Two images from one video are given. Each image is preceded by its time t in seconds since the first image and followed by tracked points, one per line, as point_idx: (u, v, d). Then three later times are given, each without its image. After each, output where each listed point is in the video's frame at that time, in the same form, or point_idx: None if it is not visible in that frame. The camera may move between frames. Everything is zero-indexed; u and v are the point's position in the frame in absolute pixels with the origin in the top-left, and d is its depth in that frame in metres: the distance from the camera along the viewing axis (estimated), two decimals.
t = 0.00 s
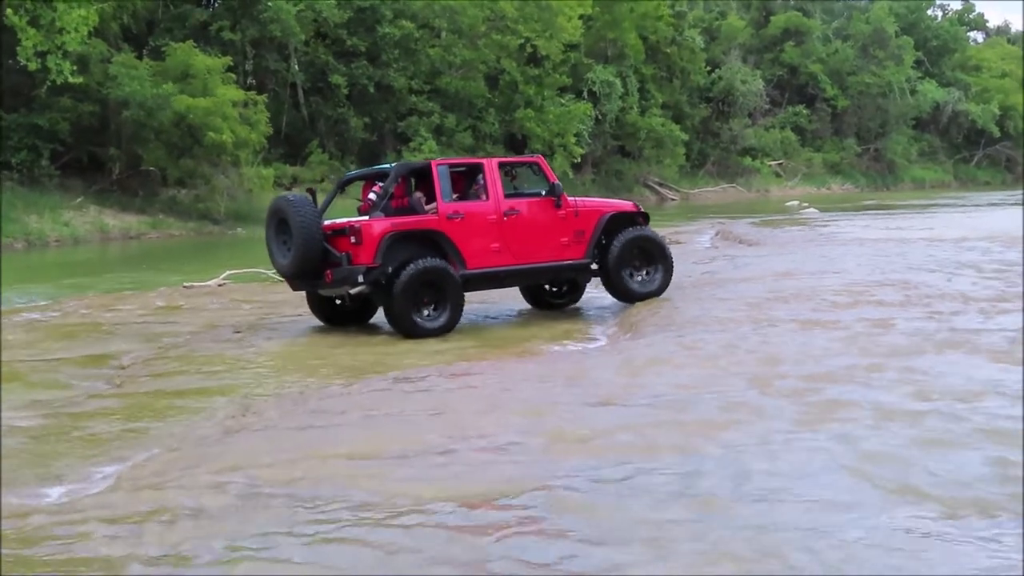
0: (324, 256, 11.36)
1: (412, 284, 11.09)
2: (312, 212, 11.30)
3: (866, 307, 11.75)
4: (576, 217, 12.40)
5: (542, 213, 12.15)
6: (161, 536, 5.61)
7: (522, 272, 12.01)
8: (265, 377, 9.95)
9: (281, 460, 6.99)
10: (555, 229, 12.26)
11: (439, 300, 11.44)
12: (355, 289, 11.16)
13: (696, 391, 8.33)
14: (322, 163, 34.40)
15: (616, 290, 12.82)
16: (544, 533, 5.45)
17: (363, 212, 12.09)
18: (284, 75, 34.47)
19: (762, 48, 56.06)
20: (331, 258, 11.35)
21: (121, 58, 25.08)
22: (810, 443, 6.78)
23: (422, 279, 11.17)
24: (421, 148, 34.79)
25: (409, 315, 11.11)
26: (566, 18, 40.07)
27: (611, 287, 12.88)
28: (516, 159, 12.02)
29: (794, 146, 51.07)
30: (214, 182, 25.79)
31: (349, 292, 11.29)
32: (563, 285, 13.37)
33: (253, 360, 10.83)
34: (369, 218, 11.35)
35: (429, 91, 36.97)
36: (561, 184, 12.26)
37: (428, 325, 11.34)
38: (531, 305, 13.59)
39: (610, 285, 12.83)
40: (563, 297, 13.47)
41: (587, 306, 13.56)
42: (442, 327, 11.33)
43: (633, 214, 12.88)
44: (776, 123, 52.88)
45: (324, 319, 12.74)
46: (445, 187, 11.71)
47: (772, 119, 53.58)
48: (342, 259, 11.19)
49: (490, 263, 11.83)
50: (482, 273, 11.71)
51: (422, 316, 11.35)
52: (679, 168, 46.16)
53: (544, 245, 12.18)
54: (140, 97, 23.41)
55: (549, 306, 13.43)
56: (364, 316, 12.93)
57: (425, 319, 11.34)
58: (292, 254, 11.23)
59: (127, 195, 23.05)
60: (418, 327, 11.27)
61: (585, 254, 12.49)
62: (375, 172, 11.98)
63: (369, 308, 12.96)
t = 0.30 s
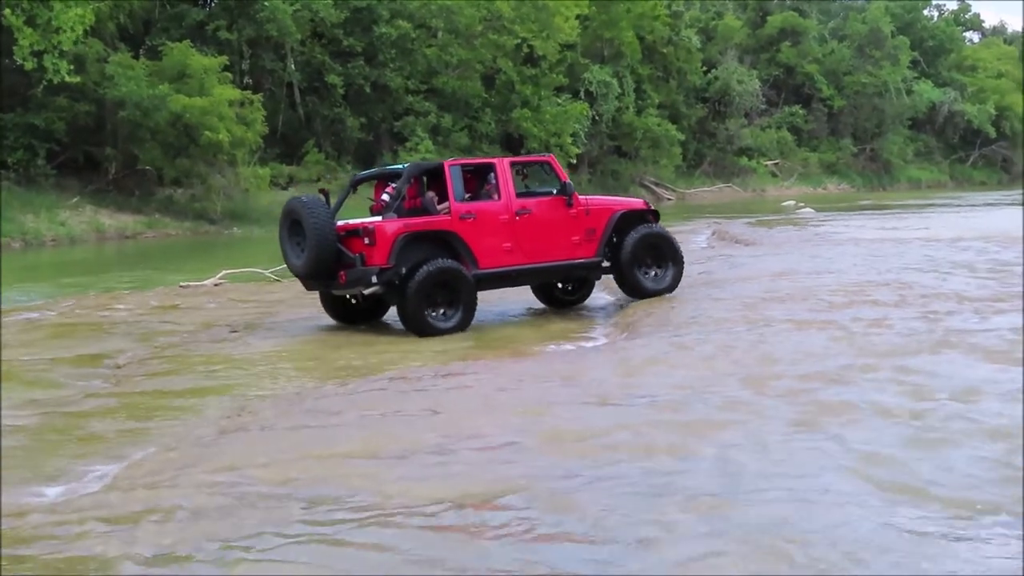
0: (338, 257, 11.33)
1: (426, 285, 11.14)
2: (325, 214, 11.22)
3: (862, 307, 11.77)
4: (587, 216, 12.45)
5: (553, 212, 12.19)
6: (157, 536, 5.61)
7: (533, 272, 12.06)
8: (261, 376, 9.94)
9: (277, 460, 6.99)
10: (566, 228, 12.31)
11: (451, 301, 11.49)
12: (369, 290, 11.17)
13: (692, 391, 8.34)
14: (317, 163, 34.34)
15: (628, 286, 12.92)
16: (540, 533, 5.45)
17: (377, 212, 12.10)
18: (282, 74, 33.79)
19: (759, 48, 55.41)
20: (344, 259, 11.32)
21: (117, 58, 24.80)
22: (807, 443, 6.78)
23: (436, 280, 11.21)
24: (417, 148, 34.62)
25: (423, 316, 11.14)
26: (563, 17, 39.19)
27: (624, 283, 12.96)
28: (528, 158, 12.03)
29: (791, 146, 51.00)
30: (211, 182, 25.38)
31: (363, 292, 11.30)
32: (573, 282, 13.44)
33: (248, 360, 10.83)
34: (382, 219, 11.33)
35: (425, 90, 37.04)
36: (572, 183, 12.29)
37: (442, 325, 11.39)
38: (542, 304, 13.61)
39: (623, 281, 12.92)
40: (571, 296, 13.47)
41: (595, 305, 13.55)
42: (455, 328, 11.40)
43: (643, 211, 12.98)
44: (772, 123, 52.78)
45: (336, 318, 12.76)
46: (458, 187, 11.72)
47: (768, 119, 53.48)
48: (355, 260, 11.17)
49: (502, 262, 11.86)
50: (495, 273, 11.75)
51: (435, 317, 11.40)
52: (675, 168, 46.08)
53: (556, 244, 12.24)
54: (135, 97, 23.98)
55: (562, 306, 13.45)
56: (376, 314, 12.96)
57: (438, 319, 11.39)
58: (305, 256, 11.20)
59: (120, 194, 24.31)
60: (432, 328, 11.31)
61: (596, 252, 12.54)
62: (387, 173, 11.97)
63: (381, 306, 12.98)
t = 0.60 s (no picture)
0: (352, 274, 11.29)
1: (440, 302, 11.13)
2: (338, 232, 11.19)
3: (850, 322, 11.78)
4: (598, 230, 12.46)
5: (564, 226, 12.20)
6: (146, 553, 5.54)
7: (545, 286, 12.08)
8: (249, 391, 9.89)
9: (266, 476, 6.92)
10: (576, 242, 12.32)
11: (464, 317, 11.46)
12: (382, 307, 11.14)
13: (683, 406, 8.32)
14: (306, 176, 34.29)
15: (638, 297, 12.95)
16: (530, 550, 5.40)
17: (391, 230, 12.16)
18: (270, 88, 34.34)
19: (748, 62, 55.59)
20: (357, 276, 11.28)
21: (107, 72, 24.96)
22: (796, 458, 6.76)
23: (449, 297, 11.19)
24: (406, 162, 34.73)
25: (436, 333, 11.12)
26: (552, 31, 39.37)
27: (635, 296, 13.00)
28: (538, 173, 12.03)
29: (779, 161, 51.16)
30: (199, 196, 25.43)
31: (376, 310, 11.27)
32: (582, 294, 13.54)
33: (236, 375, 10.75)
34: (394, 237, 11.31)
35: (414, 104, 37.09)
36: (582, 198, 12.29)
37: (455, 341, 11.35)
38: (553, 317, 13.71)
39: (634, 293, 12.97)
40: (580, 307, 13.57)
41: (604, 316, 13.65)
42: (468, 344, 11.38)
43: (654, 224, 12.97)
44: (761, 138, 52.92)
45: (347, 332, 12.77)
46: (469, 203, 11.71)
47: (757, 133, 53.60)
48: (369, 278, 11.12)
49: (513, 278, 11.86)
50: (506, 289, 11.76)
51: (447, 333, 11.36)
52: (664, 183, 46.14)
53: (566, 258, 12.24)
54: (124, 111, 23.91)
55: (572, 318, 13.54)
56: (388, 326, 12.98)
57: (451, 336, 11.35)
58: (319, 274, 11.18)
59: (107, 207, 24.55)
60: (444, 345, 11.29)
61: (606, 265, 12.55)
62: (399, 190, 12.03)
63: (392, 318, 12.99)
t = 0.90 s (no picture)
0: (372, 294, 11.42)
1: (458, 319, 11.20)
2: (358, 252, 11.34)
3: (841, 343, 11.78)
4: (612, 249, 12.49)
5: (579, 246, 12.24)
6: None
7: (561, 305, 12.10)
8: (240, 413, 9.84)
9: (256, 498, 6.87)
10: (592, 261, 12.36)
11: (482, 334, 11.51)
12: (402, 326, 11.22)
13: (676, 427, 8.29)
14: (296, 199, 34.21)
15: (655, 315, 12.90)
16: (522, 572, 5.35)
17: (410, 249, 12.32)
18: (262, 111, 34.56)
19: (738, 85, 55.87)
20: (378, 296, 11.41)
21: (98, 96, 25.14)
22: (788, 478, 6.74)
23: (467, 314, 11.26)
24: (397, 184, 34.76)
25: (455, 349, 11.16)
26: (543, 55, 39.47)
27: (653, 315, 12.94)
28: (553, 194, 12.13)
29: (769, 183, 51.39)
30: (190, 219, 25.42)
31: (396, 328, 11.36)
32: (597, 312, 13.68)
33: (227, 396, 10.71)
34: (413, 256, 11.41)
35: (406, 127, 37.10)
36: (597, 218, 12.33)
37: (475, 357, 11.39)
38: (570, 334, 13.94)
39: (652, 312, 12.91)
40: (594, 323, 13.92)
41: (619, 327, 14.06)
42: (487, 360, 11.41)
43: (668, 244, 13.01)
44: (750, 159, 53.16)
45: (368, 353, 12.85)
46: (485, 224, 11.82)
47: (747, 155, 53.84)
48: (389, 297, 11.24)
49: (530, 296, 11.91)
50: (523, 307, 11.79)
51: (467, 349, 11.41)
52: (654, 205, 46.24)
53: (582, 277, 12.28)
54: (115, 135, 23.80)
55: (588, 334, 13.89)
56: (406, 345, 13.03)
57: (471, 352, 11.39)
58: (339, 294, 11.32)
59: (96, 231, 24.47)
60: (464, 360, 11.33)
61: (621, 284, 12.56)
62: (417, 211, 12.18)
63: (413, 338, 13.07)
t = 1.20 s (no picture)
0: (397, 297, 11.54)
1: (482, 319, 11.28)
2: (384, 256, 11.48)
3: (838, 346, 11.79)
4: (635, 250, 12.65)
5: (602, 247, 12.39)
6: None
7: (584, 306, 12.26)
8: (238, 416, 9.83)
9: (252, 502, 6.85)
10: (614, 262, 12.50)
11: (505, 333, 11.58)
12: (428, 328, 11.33)
13: (672, 431, 8.28)
14: (294, 202, 34.32)
15: (677, 316, 13.09)
16: None
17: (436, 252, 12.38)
18: (259, 115, 34.45)
19: (735, 88, 55.90)
20: (403, 299, 11.51)
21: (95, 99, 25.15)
22: (785, 482, 6.73)
23: (491, 314, 11.34)
24: (394, 188, 34.84)
25: (479, 350, 11.23)
26: (540, 58, 39.53)
27: (674, 316, 13.13)
28: (577, 196, 12.25)
29: (766, 186, 51.42)
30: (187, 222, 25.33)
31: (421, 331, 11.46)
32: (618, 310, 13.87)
33: (224, 400, 10.69)
34: (438, 260, 11.49)
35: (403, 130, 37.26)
36: (620, 220, 12.47)
37: (499, 358, 11.47)
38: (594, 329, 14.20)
39: (674, 314, 13.09)
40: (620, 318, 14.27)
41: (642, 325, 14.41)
42: (511, 360, 11.48)
43: (690, 244, 13.16)
44: (747, 163, 53.17)
45: (393, 356, 12.94)
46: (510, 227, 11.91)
47: (744, 159, 53.84)
48: (415, 301, 11.34)
49: (554, 299, 12.05)
50: (547, 310, 11.93)
51: (491, 350, 11.48)
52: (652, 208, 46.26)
53: (605, 278, 12.44)
54: (111, 138, 23.67)
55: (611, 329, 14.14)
56: (432, 347, 13.11)
57: (495, 352, 11.45)
58: (365, 296, 11.43)
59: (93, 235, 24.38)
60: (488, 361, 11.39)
61: (643, 285, 12.74)
62: (441, 212, 12.20)
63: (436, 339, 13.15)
